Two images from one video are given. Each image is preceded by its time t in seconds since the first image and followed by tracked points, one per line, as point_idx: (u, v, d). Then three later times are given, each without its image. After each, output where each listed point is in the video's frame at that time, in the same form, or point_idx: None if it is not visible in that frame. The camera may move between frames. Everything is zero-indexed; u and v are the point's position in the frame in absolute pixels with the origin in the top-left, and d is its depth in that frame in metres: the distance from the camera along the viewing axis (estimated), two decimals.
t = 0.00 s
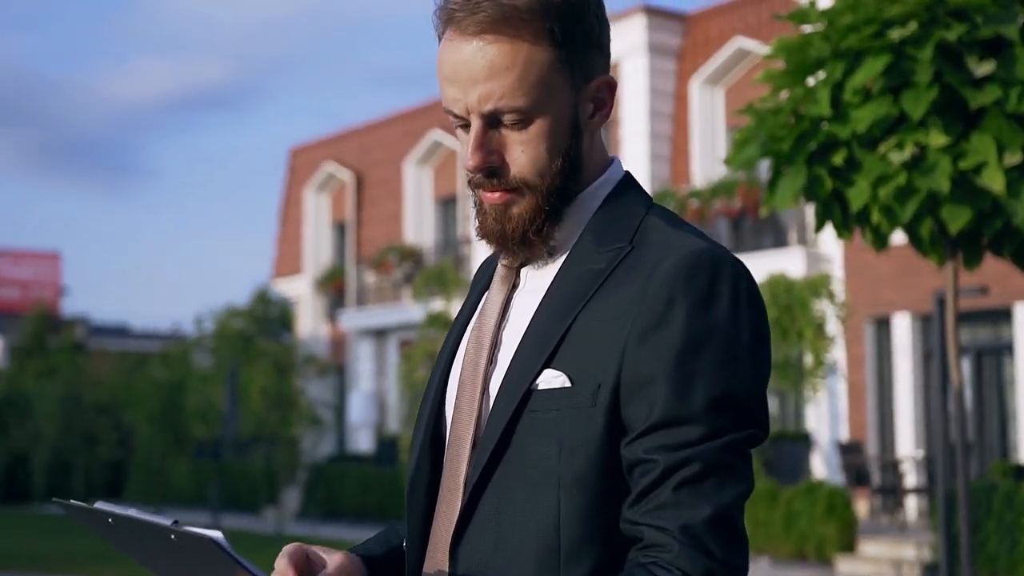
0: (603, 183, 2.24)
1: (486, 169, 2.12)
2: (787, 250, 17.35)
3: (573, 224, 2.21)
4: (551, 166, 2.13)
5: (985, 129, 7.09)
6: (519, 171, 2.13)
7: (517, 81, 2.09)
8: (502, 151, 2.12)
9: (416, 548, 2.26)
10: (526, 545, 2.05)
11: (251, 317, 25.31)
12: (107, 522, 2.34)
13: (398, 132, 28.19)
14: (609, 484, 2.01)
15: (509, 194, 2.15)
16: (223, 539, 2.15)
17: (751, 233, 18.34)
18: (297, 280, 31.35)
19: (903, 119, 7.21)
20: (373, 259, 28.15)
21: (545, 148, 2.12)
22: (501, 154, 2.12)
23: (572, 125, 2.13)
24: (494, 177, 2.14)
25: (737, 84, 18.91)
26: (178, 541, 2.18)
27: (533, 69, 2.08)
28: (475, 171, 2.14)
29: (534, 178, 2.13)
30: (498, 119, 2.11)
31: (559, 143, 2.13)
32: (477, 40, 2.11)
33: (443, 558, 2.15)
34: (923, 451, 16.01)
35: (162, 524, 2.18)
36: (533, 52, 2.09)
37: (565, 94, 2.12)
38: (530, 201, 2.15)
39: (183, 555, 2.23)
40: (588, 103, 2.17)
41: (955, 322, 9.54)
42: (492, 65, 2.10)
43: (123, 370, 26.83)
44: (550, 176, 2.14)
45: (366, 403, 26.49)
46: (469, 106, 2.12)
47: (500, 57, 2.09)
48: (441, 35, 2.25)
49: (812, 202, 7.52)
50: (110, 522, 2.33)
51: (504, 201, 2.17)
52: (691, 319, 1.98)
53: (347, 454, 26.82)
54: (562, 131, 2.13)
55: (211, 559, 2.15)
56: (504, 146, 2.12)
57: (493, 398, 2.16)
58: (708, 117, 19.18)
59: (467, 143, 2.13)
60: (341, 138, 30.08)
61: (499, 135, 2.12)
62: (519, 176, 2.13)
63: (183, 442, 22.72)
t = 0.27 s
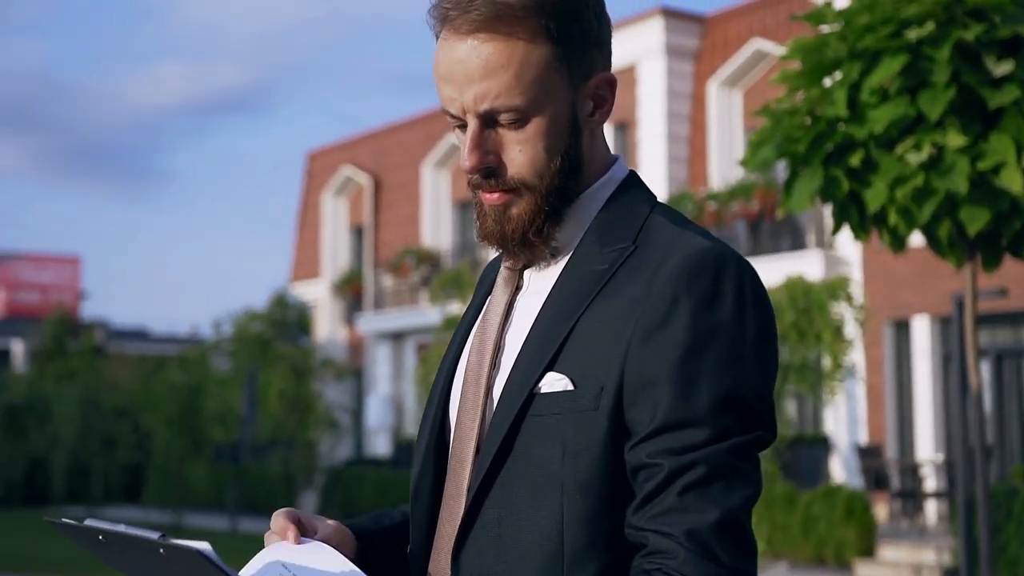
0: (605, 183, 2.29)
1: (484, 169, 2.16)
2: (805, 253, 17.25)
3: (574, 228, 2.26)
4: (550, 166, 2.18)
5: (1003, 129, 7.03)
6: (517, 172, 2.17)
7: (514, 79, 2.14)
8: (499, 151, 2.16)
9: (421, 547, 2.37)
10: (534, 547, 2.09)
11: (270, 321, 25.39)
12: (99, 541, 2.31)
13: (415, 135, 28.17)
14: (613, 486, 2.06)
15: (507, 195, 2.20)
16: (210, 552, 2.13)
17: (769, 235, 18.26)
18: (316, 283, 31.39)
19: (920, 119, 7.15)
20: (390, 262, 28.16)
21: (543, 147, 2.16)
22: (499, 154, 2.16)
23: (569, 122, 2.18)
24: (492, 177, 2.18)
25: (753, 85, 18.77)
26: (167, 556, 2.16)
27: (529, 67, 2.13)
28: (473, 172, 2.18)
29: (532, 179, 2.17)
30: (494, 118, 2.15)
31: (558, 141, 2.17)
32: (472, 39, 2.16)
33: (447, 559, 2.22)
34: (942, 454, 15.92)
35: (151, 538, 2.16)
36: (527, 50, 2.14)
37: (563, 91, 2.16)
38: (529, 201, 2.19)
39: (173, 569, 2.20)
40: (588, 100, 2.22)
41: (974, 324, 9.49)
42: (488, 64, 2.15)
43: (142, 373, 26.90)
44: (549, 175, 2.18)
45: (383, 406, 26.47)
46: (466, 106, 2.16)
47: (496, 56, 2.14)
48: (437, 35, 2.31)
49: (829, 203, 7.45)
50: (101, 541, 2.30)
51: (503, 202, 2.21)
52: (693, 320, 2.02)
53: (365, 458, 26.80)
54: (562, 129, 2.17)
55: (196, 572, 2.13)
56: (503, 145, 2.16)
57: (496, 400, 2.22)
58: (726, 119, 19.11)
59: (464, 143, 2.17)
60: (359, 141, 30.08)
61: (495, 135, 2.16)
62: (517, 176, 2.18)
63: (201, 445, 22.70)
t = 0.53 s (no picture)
0: (604, 183, 2.32)
1: (476, 167, 2.19)
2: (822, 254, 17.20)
3: (573, 227, 2.29)
4: (544, 162, 2.20)
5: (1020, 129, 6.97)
6: (510, 169, 2.20)
7: (503, 72, 2.16)
8: (490, 148, 2.19)
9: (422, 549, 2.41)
10: (537, 552, 2.10)
11: (286, 324, 25.36)
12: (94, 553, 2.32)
13: (431, 137, 28.13)
14: (615, 489, 2.07)
15: (501, 193, 2.22)
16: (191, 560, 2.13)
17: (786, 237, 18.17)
18: (331, 286, 31.38)
19: (935, 119, 7.09)
20: (405, 265, 28.13)
21: (536, 143, 2.18)
22: (490, 151, 2.19)
23: (563, 116, 2.20)
24: (484, 175, 2.20)
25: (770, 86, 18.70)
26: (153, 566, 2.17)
27: (519, 61, 2.16)
28: (465, 170, 2.21)
29: (525, 176, 2.20)
30: (485, 114, 2.18)
31: (552, 136, 2.20)
32: (459, 36, 2.19)
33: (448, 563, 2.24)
34: (960, 457, 15.82)
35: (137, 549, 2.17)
36: (516, 44, 2.17)
37: (556, 85, 2.19)
38: (523, 198, 2.21)
39: None
40: (582, 95, 2.24)
41: (992, 328, 9.39)
42: (475, 60, 2.17)
43: (158, 376, 26.89)
44: (543, 173, 2.20)
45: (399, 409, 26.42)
46: (455, 104, 2.19)
47: (485, 53, 2.17)
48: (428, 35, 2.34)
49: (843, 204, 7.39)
50: (96, 554, 2.31)
51: (498, 201, 2.24)
52: (695, 318, 2.04)
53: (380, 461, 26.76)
54: (556, 122, 2.19)
55: None
56: (494, 143, 2.19)
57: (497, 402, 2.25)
58: (741, 120, 19.09)
59: (455, 141, 2.20)
60: (374, 143, 30.04)
61: (486, 132, 2.19)
62: (510, 174, 2.20)
63: (217, 447, 22.70)
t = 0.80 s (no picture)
0: (611, 181, 2.34)
1: (469, 165, 2.24)
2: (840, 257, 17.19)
3: (572, 226, 2.31)
4: (537, 159, 2.23)
5: None
6: (502, 167, 2.24)
7: (492, 67, 2.22)
8: (480, 145, 2.24)
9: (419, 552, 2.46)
10: (542, 557, 2.07)
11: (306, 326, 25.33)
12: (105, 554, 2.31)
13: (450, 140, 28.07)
14: (623, 492, 2.03)
15: (496, 192, 2.27)
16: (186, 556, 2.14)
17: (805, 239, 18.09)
18: (351, 289, 31.38)
19: (955, 119, 7.03)
20: (425, 267, 28.09)
21: (527, 139, 2.23)
22: (483, 149, 2.24)
23: (556, 112, 2.24)
24: (477, 173, 2.26)
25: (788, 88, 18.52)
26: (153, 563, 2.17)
27: (507, 57, 2.22)
28: (459, 169, 2.26)
29: (519, 174, 2.24)
30: (475, 113, 2.24)
31: (543, 132, 2.23)
32: (451, 35, 2.26)
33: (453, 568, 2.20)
34: (983, 460, 15.68)
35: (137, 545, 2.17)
36: (507, 39, 2.23)
37: (547, 81, 2.23)
38: (518, 194, 2.25)
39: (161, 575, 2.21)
40: (576, 93, 2.28)
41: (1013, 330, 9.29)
42: (466, 58, 2.23)
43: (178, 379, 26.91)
44: (537, 171, 2.23)
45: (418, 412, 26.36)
46: (447, 102, 2.25)
47: (476, 51, 2.23)
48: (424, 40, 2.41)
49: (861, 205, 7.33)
50: (106, 555, 2.29)
51: (493, 200, 2.29)
52: (703, 317, 2.01)
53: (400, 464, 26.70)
54: (548, 119, 2.23)
55: None
56: (486, 141, 2.24)
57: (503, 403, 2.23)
58: (761, 123, 18.94)
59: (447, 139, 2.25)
60: (393, 146, 30.02)
61: (478, 130, 2.25)
62: (504, 172, 2.25)
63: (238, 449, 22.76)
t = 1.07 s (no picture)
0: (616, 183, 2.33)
1: (466, 166, 2.24)
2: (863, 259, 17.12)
3: (572, 229, 2.31)
4: (536, 159, 2.22)
5: None
6: (502, 168, 2.23)
7: (490, 66, 2.22)
8: (477, 145, 2.23)
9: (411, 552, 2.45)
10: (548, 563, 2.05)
11: (328, 329, 25.37)
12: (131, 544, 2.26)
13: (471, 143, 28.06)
14: (632, 497, 2.01)
15: (495, 192, 2.26)
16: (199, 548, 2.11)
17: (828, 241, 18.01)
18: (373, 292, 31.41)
19: (976, 120, 6.97)
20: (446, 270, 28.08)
21: (526, 139, 2.22)
22: (480, 149, 2.23)
23: (555, 112, 2.24)
24: (474, 174, 2.25)
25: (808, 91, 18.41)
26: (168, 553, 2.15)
27: (503, 57, 2.22)
28: (457, 170, 2.26)
29: (518, 176, 2.23)
30: (473, 112, 2.23)
31: (543, 133, 2.22)
32: (450, 34, 2.26)
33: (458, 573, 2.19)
34: (1008, 463, 15.57)
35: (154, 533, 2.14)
36: (504, 38, 2.23)
37: (545, 81, 2.23)
38: (517, 196, 2.25)
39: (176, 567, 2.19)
40: (576, 92, 2.26)
41: None
42: (464, 57, 2.24)
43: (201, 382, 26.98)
44: (537, 172, 2.22)
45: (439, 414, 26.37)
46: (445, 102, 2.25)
47: (474, 49, 2.23)
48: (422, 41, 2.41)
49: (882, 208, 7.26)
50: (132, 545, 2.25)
51: (493, 202, 2.28)
52: (712, 320, 1.99)
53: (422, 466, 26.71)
54: (547, 120, 2.22)
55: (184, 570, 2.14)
56: (485, 140, 2.24)
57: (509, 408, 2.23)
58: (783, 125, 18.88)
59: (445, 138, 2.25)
60: (414, 148, 30.03)
61: (477, 129, 2.24)
62: (503, 173, 2.24)
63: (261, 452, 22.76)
